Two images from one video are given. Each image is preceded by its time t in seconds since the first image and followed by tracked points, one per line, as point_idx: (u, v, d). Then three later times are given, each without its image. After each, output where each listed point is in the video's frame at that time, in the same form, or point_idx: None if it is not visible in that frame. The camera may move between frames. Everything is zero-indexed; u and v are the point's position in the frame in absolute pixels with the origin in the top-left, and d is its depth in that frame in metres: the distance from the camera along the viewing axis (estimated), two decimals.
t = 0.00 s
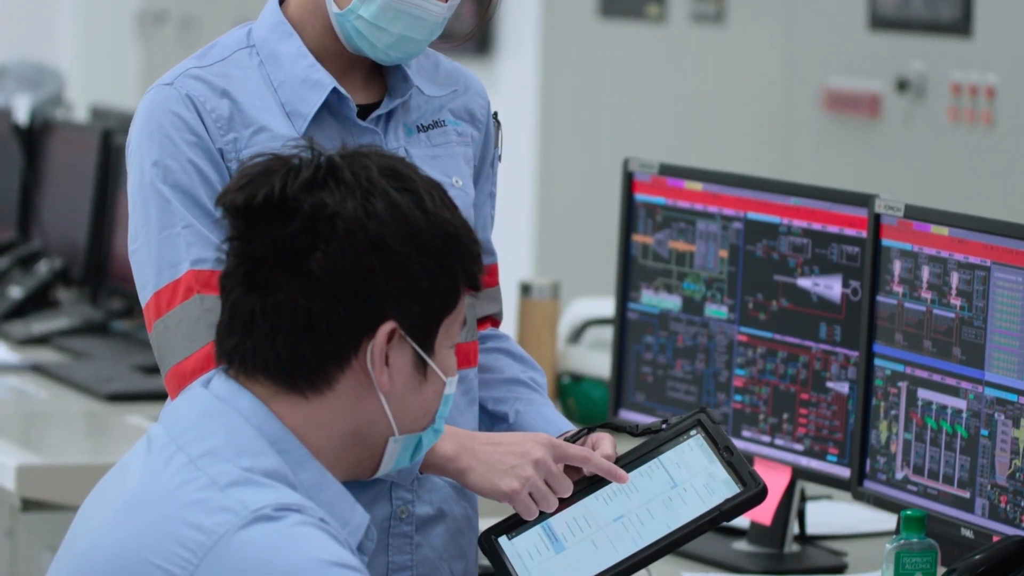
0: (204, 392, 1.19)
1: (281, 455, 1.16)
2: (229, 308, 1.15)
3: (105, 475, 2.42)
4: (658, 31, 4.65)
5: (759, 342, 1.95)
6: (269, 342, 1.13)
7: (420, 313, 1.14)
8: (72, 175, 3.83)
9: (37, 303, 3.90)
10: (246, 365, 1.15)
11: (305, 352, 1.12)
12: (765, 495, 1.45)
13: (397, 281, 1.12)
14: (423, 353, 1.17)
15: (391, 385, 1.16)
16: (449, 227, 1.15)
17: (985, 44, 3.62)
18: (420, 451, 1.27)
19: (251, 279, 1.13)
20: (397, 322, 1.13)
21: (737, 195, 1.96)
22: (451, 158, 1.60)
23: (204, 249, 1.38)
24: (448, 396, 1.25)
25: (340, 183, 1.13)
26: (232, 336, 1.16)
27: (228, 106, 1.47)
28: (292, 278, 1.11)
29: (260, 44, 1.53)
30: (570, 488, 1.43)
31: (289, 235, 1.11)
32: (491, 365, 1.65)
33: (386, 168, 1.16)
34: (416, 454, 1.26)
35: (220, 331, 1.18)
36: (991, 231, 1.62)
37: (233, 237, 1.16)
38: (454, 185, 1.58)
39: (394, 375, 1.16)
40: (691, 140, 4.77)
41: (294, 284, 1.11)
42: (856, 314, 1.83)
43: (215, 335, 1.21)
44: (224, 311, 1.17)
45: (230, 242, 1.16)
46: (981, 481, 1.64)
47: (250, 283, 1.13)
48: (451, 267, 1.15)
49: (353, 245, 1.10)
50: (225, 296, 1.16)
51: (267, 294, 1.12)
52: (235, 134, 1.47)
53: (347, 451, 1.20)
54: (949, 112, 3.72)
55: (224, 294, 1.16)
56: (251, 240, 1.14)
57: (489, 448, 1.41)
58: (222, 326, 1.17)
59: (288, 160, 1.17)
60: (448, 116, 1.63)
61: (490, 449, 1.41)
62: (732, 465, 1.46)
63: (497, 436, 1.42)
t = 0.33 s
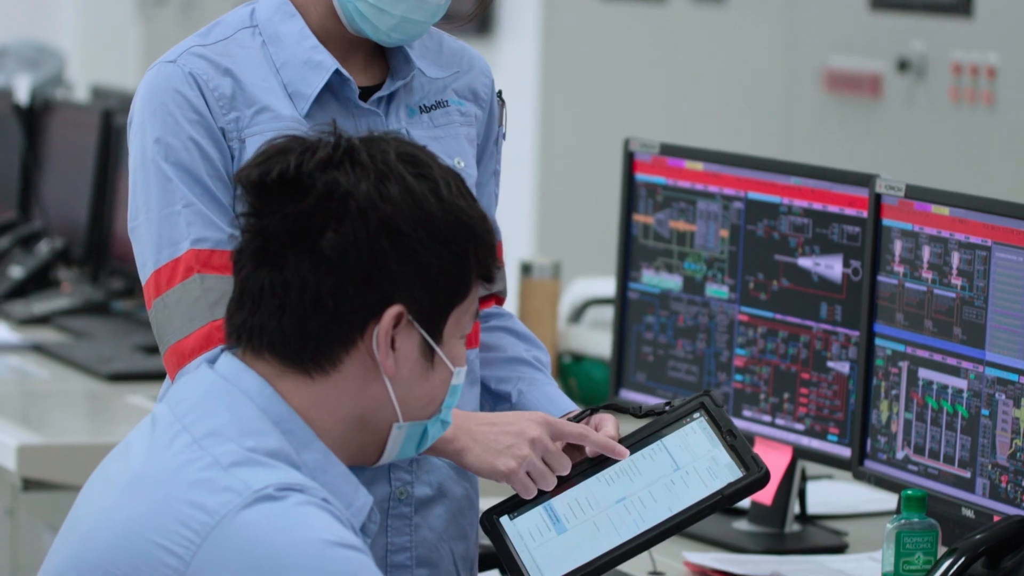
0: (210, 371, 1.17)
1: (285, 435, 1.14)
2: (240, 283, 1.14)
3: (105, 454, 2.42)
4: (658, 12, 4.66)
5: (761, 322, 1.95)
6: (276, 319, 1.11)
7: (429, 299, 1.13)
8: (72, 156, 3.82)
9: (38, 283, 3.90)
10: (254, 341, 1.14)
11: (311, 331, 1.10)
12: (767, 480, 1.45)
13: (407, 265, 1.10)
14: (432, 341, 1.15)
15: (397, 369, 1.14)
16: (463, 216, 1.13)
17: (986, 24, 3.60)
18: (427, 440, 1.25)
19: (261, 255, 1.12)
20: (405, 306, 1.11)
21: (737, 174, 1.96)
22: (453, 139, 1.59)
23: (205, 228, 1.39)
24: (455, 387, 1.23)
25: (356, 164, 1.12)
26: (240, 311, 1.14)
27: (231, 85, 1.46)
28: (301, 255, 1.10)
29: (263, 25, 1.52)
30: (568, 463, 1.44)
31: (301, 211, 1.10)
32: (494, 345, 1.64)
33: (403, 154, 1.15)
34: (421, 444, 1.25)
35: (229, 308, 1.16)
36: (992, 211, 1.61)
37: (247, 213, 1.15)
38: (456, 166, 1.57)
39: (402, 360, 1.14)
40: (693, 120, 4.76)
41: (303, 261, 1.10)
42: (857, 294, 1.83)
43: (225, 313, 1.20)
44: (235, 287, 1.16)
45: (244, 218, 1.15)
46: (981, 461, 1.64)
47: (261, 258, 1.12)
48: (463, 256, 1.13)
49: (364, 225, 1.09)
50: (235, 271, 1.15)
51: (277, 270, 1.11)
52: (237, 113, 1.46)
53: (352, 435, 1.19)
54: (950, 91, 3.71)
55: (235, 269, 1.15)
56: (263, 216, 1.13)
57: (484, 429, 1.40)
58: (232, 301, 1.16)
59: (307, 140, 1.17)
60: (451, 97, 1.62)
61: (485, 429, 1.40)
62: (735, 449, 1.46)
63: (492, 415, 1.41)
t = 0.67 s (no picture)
0: (209, 341, 1.16)
1: (285, 406, 1.13)
2: (236, 255, 1.13)
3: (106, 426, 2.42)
4: None
5: (761, 293, 1.95)
6: (273, 290, 1.10)
7: (426, 269, 1.11)
8: (72, 128, 3.81)
9: (40, 255, 3.90)
10: (251, 312, 1.12)
11: (308, 302, 1.09)
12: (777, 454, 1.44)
13: (403, 234, 1.09)
14: (429, 310, 1.14)
15: (395, 340, 1.13)
16: (459, 184, 1.12)
17: None
18: (425, 410, 1.24)
19: (259, 225, 1.11)
20: (402, 275, 1.10)
21: (739, 145, 1.96)
22: (454, 112, 1.58)
23: (184, 202, 1.37)
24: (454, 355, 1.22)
25: (352, 134, 1.11)
26: (237, 282, 1.13)
27: (228, 56, 1.45)
28: (297, 225, 1.09)
29: None
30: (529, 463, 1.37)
31: (297, 181, 1.09)
32: (500, 317, 1.63)
33: (399, 123, 1.14)
34: (420, 414, 1.24)
35: (227, 280, 1.15)
36: (995, 182, 1.59)
37: (245, 185, 1.14)
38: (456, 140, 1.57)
39: (400, 330, 1.12)
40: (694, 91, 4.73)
41: (299, 231, 1.08)
42: (858, 266, 1.82)
43: (222, 285, 1.19)
44: (232, 258, 1.15)
45: (241, 189, 1.14)
46: (983, 433, 1.62)
47: (258, 229, 1.11)
48: (459, 224, 1.12)
49: (359, 194, 1.08)
50: (233, 243, 1.14)
51: (274, 241, 1.10)
52: (232, 85, 1.45)
53: (351, 405, 1.17)
54: (950, 62, 3.70)
55: (233, 241, 1.14)
56: (260, 187, 1.12)
57: (446, 422, 1.35)
58: (229, 273, 1.15)
59: (302, 111, 1.16)
60: (455, 69, 1.60)
61: (447, 423, 1.35)
62: (744, 423, 1.46)
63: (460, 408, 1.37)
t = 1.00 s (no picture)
0: (212, 312, 1.16)
1: (289, 376, 1.13)
2: (240, 228, 1.12)
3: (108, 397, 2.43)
4: None
5: (762, 265, 1.95)
6: (277, 264, 1.09)
7: (429, 240, 1.11)
8: (73, 99, 3.80)
9: (41, 226, 3.90)
10: (255, 286, 1.12)
11: (312, 275, 1.09)
12: (767, 425, 1.42)
13: (406, 206, 1.08)
14: (432, 281, 1.13)
15: (398, 311, 1.12)
16: (461, 155, 1.11)
17: None
18: (429, 381, 1.24)
19: (261, 199, 1.10)
20: (405, 247, 1.09)
21: (740, 116, 1.95)
22: (456, 83, 1.56)
23: (194, 170, 1.36)
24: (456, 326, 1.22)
25: (353, 107, 1.10)
26: (241, 256, 1.13)
27: (230, 26, 1.43)
28: (300, 198, 1.08)
29: None
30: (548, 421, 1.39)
31: (299, 154, 1.08)
32: (497, 290, 1.63)
33: (400, 95, 1.13)
34: (424, 386, 1.24)
35: (230, 253, 1.15)
36: (997, 153, 1.59)
37: (246, 158, 1.13)
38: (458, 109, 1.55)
39: (403, 301, 1.12)
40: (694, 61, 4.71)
41: (302, 205, 1.08)
42: (859, 238, 1.82)
43: (226, 259, 1.19)
44: (235, 232, 1.14)
45: (243, 163, 1.14)
46: (984, 404, 1.62)
47: (261, 202, 1.10)
48: (460, 195, 1.11)
49: (362, 167, 1.07)
50: (236, 217, 1.14)
51: (277, 214, 1.09)
52: (235, 55, 1.43)
53: (355, 376, 1.17)
54: (952, 35, 3.68)
55: (235, 215, 1.13)
56: (262, 161, 1.11)
57: (468, 381, 1.34)
58: (233, 246, 1.15)
59: (303, 84, 1.15)
60: (455, 40, 1.57)
61: (468, 382, 1.34)
62: (735, 393, 1.43)
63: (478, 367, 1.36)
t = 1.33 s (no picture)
0: (211, 282, 1.16)
1: (289, 345, 1.12)
2: (226, 201, 1.12)
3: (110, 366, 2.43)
4: None
5: (765, 234, 1.94)
6: (263, 235, 1.09)
7: (413, 200, 1.09)
8: (74, 68, 3.79)
9: (43, 196, 3.89)
10: (244, 257, 1.12)
11: (299, 243, 1.08)
12: (762, 388, 1.38)
13: (387, 168, 1.07)
14: (420, 240, 1.12)
15: (389, 273, 1.12)
16: (439, 111, 1.09)
17: None
18: (431, 341, 1.22)
19: (243, 171, 1.10)
20: (389, 209, 1.08)
21: (742, 85, 1.94)
22: (459, 52, 1.54)
23: (206, 138, 1.36)
24: (456, 283, 1.20)
25: (327, 73, 1.09)
26: (230, 229, 1.13)
27: None
28: (280, 168, 1.07)
29: None
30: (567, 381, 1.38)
31: (276, 125, 1.07)
32: (499, 259, 1.62)
33: (375, 56, 1.11)
34: (427, 344, 1.22)
35: (220, 226, 1.15)
36: (998, 122, 1.57)
37: (228, 131, 1.13)
38: (461, 78, 1.53)
39: (392, 263, 1.11)
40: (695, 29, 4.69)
41: (283, 175, 1.07)
42: (861, 206, 1.81)
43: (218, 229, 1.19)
44: (223, 205, 1.14)
45: (225, 136, 1.13)
46: (986, 372, 1.62)
47: (243, 174, 1.10)
48: (442, 153, 1.10)
49: (338, 133, 1.06)
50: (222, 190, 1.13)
51: (259, 185, 1.09)
52: (240, 24, 1.41)
53: (354, 341, 1.16)
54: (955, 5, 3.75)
55: (221, 187, 1.13)
56: (242, 133, 1.10)
57: (489, 341, 1.34)
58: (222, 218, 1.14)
59: (279, 52, 1.13)
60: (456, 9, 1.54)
61: (490, 341, 1.34)
62: (730, 358, 1.39)
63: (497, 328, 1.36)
